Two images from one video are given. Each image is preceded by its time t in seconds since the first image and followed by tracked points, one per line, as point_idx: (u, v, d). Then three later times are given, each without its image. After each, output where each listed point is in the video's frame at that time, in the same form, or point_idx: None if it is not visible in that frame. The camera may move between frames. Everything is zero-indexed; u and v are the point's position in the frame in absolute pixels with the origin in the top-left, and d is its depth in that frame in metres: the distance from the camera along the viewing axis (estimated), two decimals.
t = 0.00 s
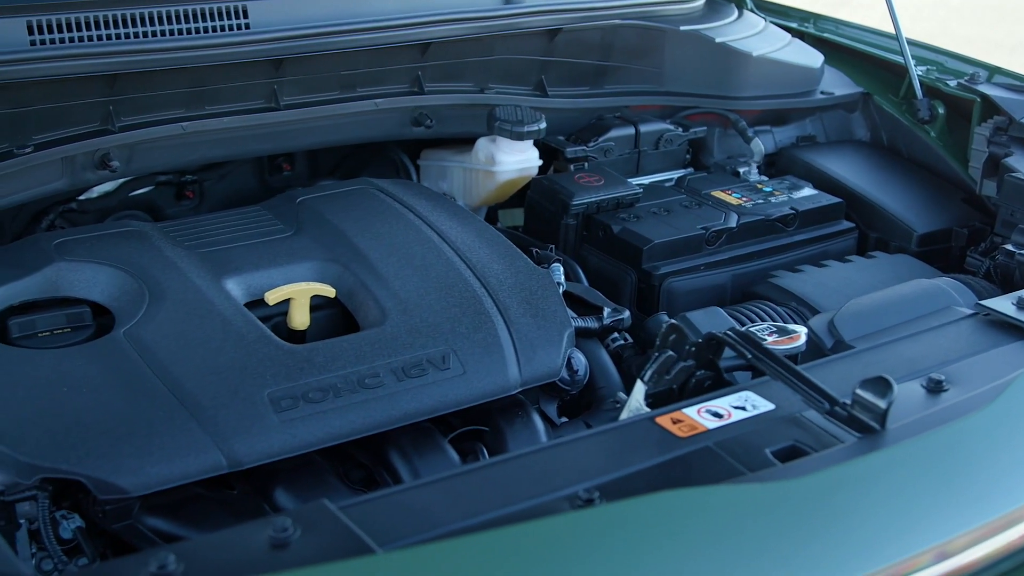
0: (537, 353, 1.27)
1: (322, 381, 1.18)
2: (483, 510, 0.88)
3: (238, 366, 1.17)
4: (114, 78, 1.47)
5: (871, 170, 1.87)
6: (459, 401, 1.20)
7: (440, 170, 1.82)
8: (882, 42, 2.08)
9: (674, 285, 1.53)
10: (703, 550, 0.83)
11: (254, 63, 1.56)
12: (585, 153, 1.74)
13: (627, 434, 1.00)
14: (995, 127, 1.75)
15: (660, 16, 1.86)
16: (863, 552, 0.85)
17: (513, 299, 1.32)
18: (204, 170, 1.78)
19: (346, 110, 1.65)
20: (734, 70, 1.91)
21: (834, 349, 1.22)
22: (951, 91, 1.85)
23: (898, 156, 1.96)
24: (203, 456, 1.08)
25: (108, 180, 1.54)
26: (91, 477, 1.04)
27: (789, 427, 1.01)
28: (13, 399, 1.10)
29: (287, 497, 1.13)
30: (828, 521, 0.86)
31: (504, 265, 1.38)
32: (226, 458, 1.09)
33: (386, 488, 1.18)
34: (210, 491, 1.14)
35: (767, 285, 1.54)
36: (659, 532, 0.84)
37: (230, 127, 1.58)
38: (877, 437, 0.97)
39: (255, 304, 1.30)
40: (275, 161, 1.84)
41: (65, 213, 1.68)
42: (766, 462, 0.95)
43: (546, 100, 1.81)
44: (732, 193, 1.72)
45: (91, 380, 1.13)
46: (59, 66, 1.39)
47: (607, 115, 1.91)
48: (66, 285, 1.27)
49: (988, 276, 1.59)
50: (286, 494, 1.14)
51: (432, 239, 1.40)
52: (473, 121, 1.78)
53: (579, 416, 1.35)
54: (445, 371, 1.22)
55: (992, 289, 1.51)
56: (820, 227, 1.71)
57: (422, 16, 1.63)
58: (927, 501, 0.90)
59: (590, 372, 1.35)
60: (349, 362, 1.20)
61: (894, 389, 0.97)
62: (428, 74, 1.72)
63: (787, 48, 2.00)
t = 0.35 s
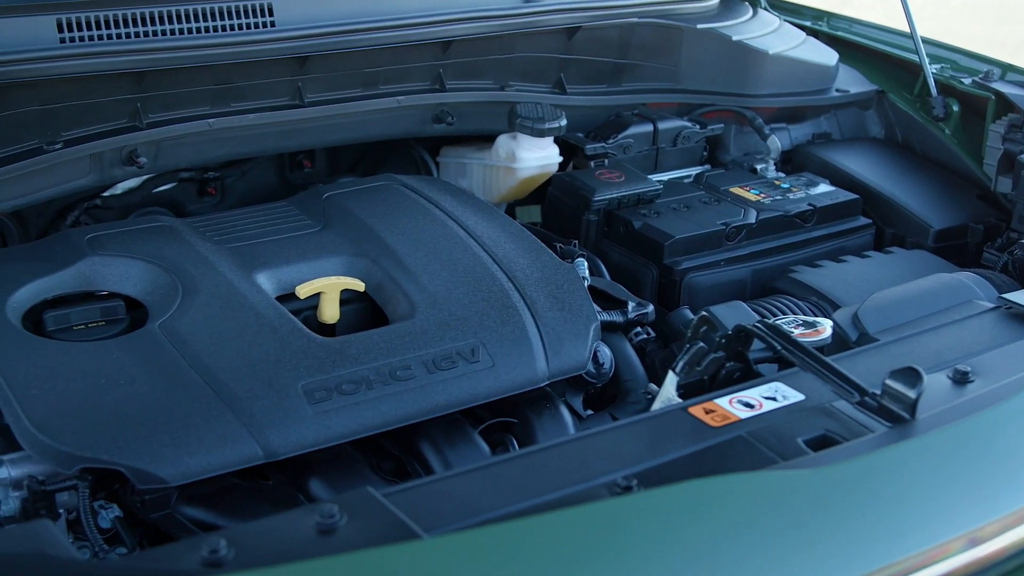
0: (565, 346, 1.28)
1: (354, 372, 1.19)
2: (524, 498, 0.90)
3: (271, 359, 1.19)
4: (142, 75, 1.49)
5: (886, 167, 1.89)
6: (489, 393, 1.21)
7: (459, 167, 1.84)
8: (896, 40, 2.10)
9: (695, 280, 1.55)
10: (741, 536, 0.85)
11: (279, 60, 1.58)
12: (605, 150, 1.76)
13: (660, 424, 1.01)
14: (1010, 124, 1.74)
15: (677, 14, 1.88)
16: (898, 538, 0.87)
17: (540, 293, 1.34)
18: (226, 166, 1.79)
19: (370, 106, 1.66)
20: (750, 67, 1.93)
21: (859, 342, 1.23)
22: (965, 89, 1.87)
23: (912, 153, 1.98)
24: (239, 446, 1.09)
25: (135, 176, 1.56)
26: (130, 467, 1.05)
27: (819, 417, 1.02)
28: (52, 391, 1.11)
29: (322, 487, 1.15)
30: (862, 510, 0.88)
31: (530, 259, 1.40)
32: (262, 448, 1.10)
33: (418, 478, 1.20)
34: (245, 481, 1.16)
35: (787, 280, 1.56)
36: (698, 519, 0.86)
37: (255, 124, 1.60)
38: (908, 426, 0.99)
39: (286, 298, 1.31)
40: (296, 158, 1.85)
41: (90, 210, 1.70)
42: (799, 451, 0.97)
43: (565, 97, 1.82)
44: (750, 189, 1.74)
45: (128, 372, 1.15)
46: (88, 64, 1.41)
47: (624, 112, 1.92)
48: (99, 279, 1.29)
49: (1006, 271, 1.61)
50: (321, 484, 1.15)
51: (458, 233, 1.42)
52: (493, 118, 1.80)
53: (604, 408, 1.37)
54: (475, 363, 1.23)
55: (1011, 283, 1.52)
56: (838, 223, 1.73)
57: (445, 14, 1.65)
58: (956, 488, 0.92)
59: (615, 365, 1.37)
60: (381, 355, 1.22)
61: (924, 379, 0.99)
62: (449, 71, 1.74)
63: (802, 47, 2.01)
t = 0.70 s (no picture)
0: (591, 340, 1.30)
1: (385, 365, 1.21)
2: (561, 486, 0.91)
3: (303, 351, 1.20)
4: (169, 73, 1.51)
5: (901, 164, 1.91)
6: (517, 385, 1.23)
7: (478, 164, 1.86)
8: (909, 38, 2.12)
9: (715, 275, 1.57)
10: (776, 524, 0.87)
11: (304, 58, 1.60)
12: (624, 147, 1.79)
13: (692, 414, 1.03)
14: None
15: (693, 13, 1.90)
16: (929, 526, 0.89)
17: (565, 288, 1.36)
18: (247, 164, 1.80)
19: (392, 104, 1.68)
20: (765, 65, 1.95)
21: (882, 336, 1.25)
22: (979, 86, 1.88)
23: (926, 150, 1.99)
24: (274, 438, 1.11)
25: (161, 172, 1.58)
26: (168, 458, 1.06)
27: (848, 408, 1.04)
28: (89, 382, 1.13)
29: (354, 478, 1.16)
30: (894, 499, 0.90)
31: (554, 254, 1.42)
32: (296, 440, 1.11)
33: (447, 470, 1.21)
34: (278, 472, 1.17)
35: (806, 275, 1.57)
36: (734, 507, 0.88)
37: (279, 121, 1.62)
38: (935, 417, 1.01)
39: (315, 292, 1.33)
40: (316, 156, 1.86)
41: (114, 206, 1.72)
42: (829, 441, 0.99)
43: (583, 95, 1.84)
44: (767, 185, 1.76)
45: (163, 365, 1.17)
46: (117, 61, 1.43)
47: (642, 110, 1.94)
48: (131, 273, 1.31)
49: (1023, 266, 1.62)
50: (353, 475, 1.17)
51: (483, 229, 1.43)
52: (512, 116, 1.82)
53: (628, 402, 1.38)
54: (503, 357, 1.25)
55: None
56: (855, 219, 1.75)
57: (466, 13, 1.67)
58: (986, 475, 0.94)
59: (639, 359, 1.39)
60: (410, 348, 1.23)
61: (952, 370, 1.00)
62: (470, 69, 1.76)
63: (817, 45, 2.03)
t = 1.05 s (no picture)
0: (615, 334, 1.31)
1: (414, 359, 1.22)
2: (597, 475, 0.93)
3: (334, 345, 1.22)
4: (194, 71, 1.52)
5: (915, 162, 1.93)
6: (544, 379, 1.24)
7: (495, 161, 1.88)
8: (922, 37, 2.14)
9: (734, 271, 1.58)
10: (810, 513, 0.88)
11: (326, 56, 1.61)
12: (641, 144, 1.80)
13: (721, 406, 1.05)
14: None
15: (709, 12, 1.92)
16: (961, 513, 0.91)
17: (589, 283, 1.37)
18: (267, 161, 1.82)
19: (413, 102, 1.70)
20: (779, 64, 1.96)
21: (904, 329, 1.27)
22: (992, 85, 1.90)
23: (939, 148, 2.01)
24: (307, 429, 1.12)
25: (185, 169, 1.59)
26: (203, 450, 1.08)
27: (875, 399, 1.06)
28: (124, 375, 1.15)
29: (385, 469, 1.18)
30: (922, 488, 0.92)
31: (577, 250, 1.43)
32: (328, 432, 1.13)
33: (475, 462, 1.23)
34: (310, 464, 1.19)
35: (824, 271, 1.59)
36: (768, 496, 0.89)
37: (302, 119, 1.63)
38: (962, 408, 1.02)
39: (342, 287, 1.35)
40: (334, 153, 1.88)
41: (136, 203, 1.74)
42: (858, 431, 1.00)
43: (600, 93, 1.86)
44: (784, 183, 1.77)
45: (196, 358, 1.18)
46: (143, 59, 1.45)
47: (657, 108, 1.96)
48: (161, 268, 1.32)
49: None
50: (383, 467, 1.18)
51: (506, 225, 1.45)
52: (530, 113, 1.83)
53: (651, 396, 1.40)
54: (530, 351, 1.26)
55: None
56: (870, 216, 1.76)
57: (486, 12, 1.68)
58: (1012, 464, 0.96)
59: (662, 353, 1.40)
60: (438, 342, 1.25)
61: (978, 361, 1.02)
62: (489, 67, 1.77)
63: (830, 44, 2.05)
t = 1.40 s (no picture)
0: (638, 328, 1.33)
1: (441, 352, 1.24)
2: (630, 465, 0.94)
3: (363, 338, 1.23)
4: (219, 68, 1.54)
5: (928, 159, 1.94)
6: (569, 372, 1.26)
7: (512, 159, 1.90)
8: (935, 36, 2.16)
9: (751, 267, 1.60)
10: (841, 502, 0.90)
11: (348, 54, 1.63)
12: (658, 142, 1.82)
13: (749, 398, 1.07)
14: None
15: (724, 11, 1.93)
16: (991, 500, 0.94)
17: (612, 278, 1.39)
18: (287, 158, 1.83)
19: (433, 99, 1.72)
20: (795, 62, 1.98)
21: (925, 323, 1.29)
22: (1005, 82, 1.90)
23: (952, 145, 2.02)
24: (338, 421, 1.13)
25: (209, 165, 1.61)
26: (236, 441, 1.09)
27: (900, 391, 1.07)
28: (157, 368, 1.16)
29: (414, 461, 1.20)
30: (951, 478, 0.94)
31: (599, 246, 1.45)
32: (358, 424, 1.14)
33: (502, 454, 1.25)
34: (340, 456, 1.20)
35: (841, 266, 1.61)
36: (799, 485, 0.91)
37: (324, 116, 1.65)
38: (986, 399, 1.04)
39: (369, 282, 1.36)
40: (352, 151, 1.90)
41: (158, 200, 1.75)
42: (884, 422, 1.02)
43: (617, 91, 1.87)
44: (800, 180, 1.79)
45: (227, 351, 1.20)
46: (169, 57, 1.46)
47: (673, 106, 1.98)
48: (190, 264, 1.34)
49: None
50: (412, 458, 1.20)
51: (529, 221, 1.47)
52: (548, 111, 1.85)
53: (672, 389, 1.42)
54: (555, 345, 1.28)
55: None
56: (886, 213, 1.78)
57: (506, 10, 1.70)
58: None
59: (683, 347, 1.42)
60: (465, 336, 1.26)
61: (1003, 354, 1.04)
62: (508, 65, 1.79)
63: (844, 42, 2.07)
